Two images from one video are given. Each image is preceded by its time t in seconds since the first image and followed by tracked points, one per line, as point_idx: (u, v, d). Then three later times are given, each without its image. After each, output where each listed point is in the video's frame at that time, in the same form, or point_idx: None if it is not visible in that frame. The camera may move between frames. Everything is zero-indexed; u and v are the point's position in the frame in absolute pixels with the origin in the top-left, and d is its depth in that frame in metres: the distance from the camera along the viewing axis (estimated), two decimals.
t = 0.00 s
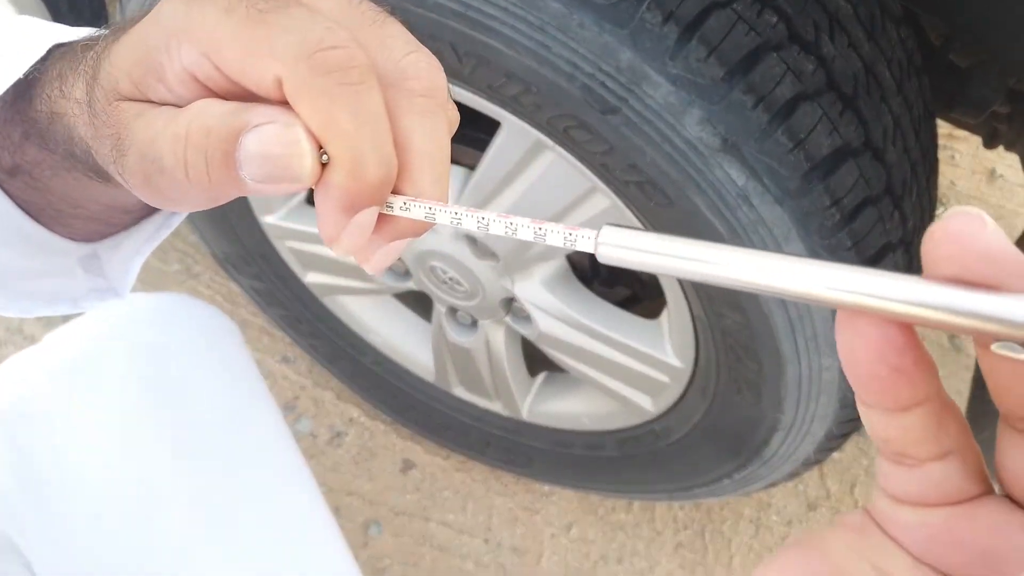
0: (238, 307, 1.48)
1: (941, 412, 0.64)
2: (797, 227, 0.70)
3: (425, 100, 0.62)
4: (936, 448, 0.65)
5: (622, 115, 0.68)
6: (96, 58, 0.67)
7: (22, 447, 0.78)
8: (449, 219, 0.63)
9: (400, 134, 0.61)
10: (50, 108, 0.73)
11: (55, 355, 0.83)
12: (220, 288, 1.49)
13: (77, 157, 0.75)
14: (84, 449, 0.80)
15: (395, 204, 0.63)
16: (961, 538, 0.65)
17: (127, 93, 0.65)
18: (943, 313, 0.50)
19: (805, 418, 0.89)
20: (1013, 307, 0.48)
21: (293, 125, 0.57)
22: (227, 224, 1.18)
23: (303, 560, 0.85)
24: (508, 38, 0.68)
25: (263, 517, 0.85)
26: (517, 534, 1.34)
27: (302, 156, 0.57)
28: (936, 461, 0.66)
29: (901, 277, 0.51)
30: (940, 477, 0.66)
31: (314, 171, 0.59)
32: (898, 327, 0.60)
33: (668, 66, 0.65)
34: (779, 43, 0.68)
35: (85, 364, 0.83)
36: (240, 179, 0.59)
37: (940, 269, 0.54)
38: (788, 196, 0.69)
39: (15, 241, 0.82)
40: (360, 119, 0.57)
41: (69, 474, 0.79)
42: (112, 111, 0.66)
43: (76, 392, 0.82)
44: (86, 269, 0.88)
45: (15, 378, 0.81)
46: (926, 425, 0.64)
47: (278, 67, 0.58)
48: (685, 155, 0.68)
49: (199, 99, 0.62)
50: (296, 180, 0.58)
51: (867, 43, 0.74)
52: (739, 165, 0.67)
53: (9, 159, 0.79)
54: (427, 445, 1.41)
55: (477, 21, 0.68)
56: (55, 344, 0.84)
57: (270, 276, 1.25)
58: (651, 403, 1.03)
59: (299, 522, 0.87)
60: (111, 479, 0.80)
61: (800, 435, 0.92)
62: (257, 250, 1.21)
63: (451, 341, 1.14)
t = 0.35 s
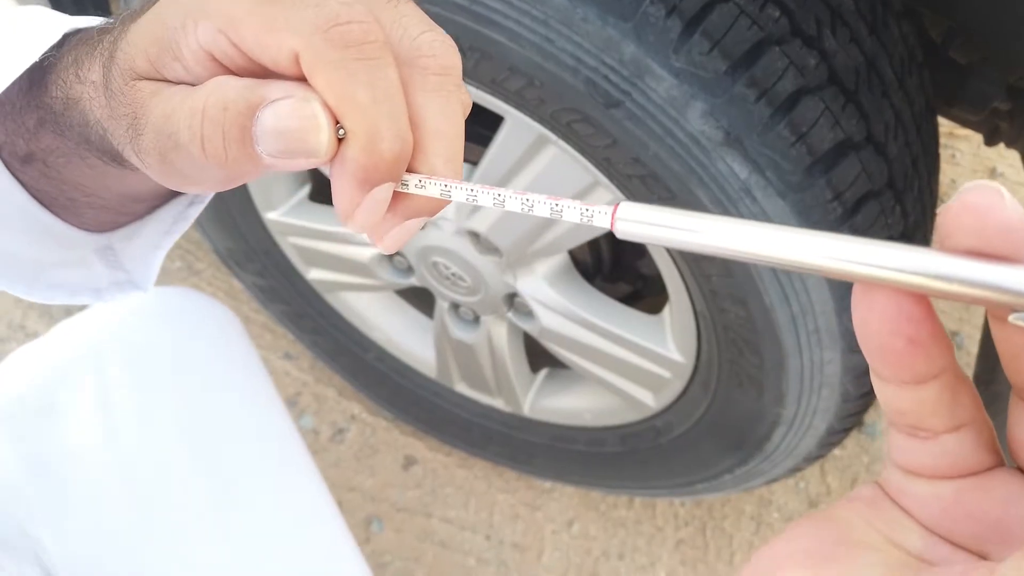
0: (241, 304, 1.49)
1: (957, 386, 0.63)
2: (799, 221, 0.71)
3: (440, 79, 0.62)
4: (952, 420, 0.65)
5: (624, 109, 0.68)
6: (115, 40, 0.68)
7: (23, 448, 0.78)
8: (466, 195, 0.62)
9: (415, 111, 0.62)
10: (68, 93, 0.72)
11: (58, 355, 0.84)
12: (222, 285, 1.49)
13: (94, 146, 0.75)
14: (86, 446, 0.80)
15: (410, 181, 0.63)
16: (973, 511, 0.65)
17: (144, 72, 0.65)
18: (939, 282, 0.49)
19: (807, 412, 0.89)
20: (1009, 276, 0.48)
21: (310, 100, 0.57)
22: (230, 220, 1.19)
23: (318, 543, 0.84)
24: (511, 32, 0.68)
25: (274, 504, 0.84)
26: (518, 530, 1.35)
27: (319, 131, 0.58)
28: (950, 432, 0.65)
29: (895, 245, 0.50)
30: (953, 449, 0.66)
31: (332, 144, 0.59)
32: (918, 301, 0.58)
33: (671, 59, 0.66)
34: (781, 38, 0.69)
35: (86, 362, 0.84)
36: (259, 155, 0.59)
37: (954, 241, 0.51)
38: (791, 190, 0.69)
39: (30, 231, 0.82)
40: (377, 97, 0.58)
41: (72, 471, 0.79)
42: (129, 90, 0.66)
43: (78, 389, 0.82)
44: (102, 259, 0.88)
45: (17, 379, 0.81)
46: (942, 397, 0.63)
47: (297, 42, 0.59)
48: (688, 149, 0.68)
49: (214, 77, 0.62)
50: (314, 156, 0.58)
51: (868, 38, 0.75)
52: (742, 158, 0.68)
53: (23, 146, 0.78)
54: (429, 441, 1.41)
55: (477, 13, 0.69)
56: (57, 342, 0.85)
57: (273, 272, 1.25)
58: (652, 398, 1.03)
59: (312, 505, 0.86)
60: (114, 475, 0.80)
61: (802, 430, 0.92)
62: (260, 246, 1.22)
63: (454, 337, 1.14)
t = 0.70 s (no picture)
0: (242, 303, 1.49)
1: (953, 339, 0.62)
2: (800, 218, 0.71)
3: (469, 63, 0.62)
4: (947, 374, 0.64)
5: (626, 105, 0.69)
6: (145, 25, 0.69)
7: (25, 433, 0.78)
8: (494, 173, 0.63)
9: (444, 95, 0.63)
10: (94, 78, 0.74)
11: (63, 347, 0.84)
12: (224, 284, 1.50)
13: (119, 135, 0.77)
14: (93, 433, 0.81)
15: (437, 163, 0.64)
16: (967, 461, 0.64)
17: (176, 55, 0.66)
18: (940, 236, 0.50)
19: (807, 408, 0.90)
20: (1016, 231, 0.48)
21: (344, 81, 0.58)
22: (233, 217, 1.19)
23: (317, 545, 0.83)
24: (514, 30, 0.69)
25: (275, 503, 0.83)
26: (519, 528, 1.35)
27: (350, 112, 0.59)
28: (947, 386, 0.64)
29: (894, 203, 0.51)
30: (951, 404, 0.65)
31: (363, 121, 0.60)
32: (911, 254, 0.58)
33: (672, 56, 0.66)
34: (782, 34, 0.69)
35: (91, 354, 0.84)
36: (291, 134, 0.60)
37: (950, 197, 0.53)
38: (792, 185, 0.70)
39: (44, 213, 0.83)
40: (408, 79, 0.59)
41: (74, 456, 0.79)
42: (160, 73, 0.66)
43: (85, 378, 0.83)
44: (121, 246, 0.89)
45: (24, 374, 0.82)
46: (937, 352, 0.63)
47: (330, 23, 0.60)
48: (690, 144, 0.68)
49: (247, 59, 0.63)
50: (345, 137, 0.60)
51: (870, 34, 0.75)
52: (743, 154, 0.68)
53: (48, 134, 0.81)
54: (430, 439, 1.42)
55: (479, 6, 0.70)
56: (65, 336, 0.85)
57: (275, 270, 1.26)
58: (654, 395, 1.03)
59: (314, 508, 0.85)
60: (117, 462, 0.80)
61: (802, 427, 0.92)
62: (262, 244, 1.22)
63: (455, 334, 1.15)
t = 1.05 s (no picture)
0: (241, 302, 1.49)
1: (931, 328, 0.64)
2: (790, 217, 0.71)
3: (480, 59, 0.62)
4: (926, 362, 0.66)
5: (618, 106, 0.69)
6: (163, 23, 0.70)
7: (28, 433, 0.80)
8: (504, 167, 0.62)
9: (457, 90, 0.62)
10: (109, 76, 0.75)
11: (65, 343, 0.84)
12: (222, 283, 1.50)
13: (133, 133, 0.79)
14: (96, 432, 0.81)
15: (448, 157, 0.63)
16: (946, 449, 0.66)
17: (194, 51, 0.66)
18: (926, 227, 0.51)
19: (800, 407, 0.90)
20: (1006, 221, 0.49)
21: (359, 74, 0.59)
22: (232, 217, 1.19)
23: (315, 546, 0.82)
24: (510, 32, 0.69)
25: (275, 503, 0.83)
26: (516, 527, 1.35)
27: (366, 104, 0.59)
28: (925, 373, 0.66)
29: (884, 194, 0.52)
30: (929, 392, 0.67)
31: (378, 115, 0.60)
32: (889, 242, 0.59)
33: (663, 57, 0.66)
34: (772, 36, 0.69)
35: (93, 353, 0.84)
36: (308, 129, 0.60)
37: (923, 185, 0.55)
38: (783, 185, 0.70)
39: (55, 211, 0.83)
40: (425, 71, 0.59)
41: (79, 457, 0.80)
42: (178, 68, 0.67)
43: (87, 379, 0.83)
44: (131, 244, 0.89)
45: (26, 371, 0.82)
46: (915, 339, 0.64)
47: (348, 17, 0.60)
48: (681, 145, 0.69)
49: (264, 54, 0.63)
50: (361, 129, 0.60)
51: (860, 35, 0.75)
52: (734, 155, 0.68)
53: (63, 131, 0.81)
54: (428, 438, 1.42)
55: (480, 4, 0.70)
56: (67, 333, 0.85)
57: (273, 269, 1.26)
58: (649, 395, 1.04)
59: (314, 506, 0.84)
60: (120, 463, 0.80)
61: (797, 426, 0.93)
62: (259, 243, 1.22)
63: (450, 334, 1.15)
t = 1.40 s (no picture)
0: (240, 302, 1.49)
1: (854, 323, 0.66)
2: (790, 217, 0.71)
3: (486, 69, 0.62)
4: (852, 358, 0.68)
5: (616, 106, 0.69)
6: (164, 33, 0.69)
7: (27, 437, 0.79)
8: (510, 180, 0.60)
9: (461, 100, 0.61)
10: (109, 86, 0.74)
11: (63, 345, 0.84)
12: (222, 283, 1.50)
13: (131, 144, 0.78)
14: (95, 436, 0.81)
15: (451, 168, 0.61)
16: (875, 443, 0.67)
17: (194, 59, 0.66)
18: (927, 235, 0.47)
19: (801, 408, 0.90)
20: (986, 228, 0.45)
21: (361, 83, 0.58)
22: (230, 217, 1.19)
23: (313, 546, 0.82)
24: (510, 32, 0.69)
25: (273, 504, 0.83)
26: (515, 526, 1.35)
27: (368, 112, 0.58)
28: (851, 368, 0.68)
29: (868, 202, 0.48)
30: (857, 387, 0.69)
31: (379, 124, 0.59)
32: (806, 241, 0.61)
33: (662, 57, 0.66)
34: (772, 34, 0.69)
35: (92, 355, 0.84)
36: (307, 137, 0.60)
37: (836, 185, 0.54)
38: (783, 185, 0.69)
39: (56, 220, 0.84)
40: (427, 81, 0.58)
41: (79, 461, 0.80)
42: (178, 77, 0.66)
43: (87, 384, 0.83)
44: (131, 255, 0.89)
45: (25, 374, 0.82)
46: (838, 335, 0.66)
47: (351, 25, 0.60)
48: (680, 146, 0.68)
49: (265, 62, 0.62)
50: (361, 138, 0.59)
51: (860, 34, 0.75)
52: (733, 155, 0.68)
53: (63, 141, 0.81)
54: (427, 438, 1.42)
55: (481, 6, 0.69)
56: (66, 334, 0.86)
57: (271, 269, 1.25)
58: (649, 396, 1.03)
59: (312, 504, 0.84)
60: (120, 467, 0.81)
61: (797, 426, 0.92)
62: (259, 243, 1.22)
63: (450, 334, 1.15)
